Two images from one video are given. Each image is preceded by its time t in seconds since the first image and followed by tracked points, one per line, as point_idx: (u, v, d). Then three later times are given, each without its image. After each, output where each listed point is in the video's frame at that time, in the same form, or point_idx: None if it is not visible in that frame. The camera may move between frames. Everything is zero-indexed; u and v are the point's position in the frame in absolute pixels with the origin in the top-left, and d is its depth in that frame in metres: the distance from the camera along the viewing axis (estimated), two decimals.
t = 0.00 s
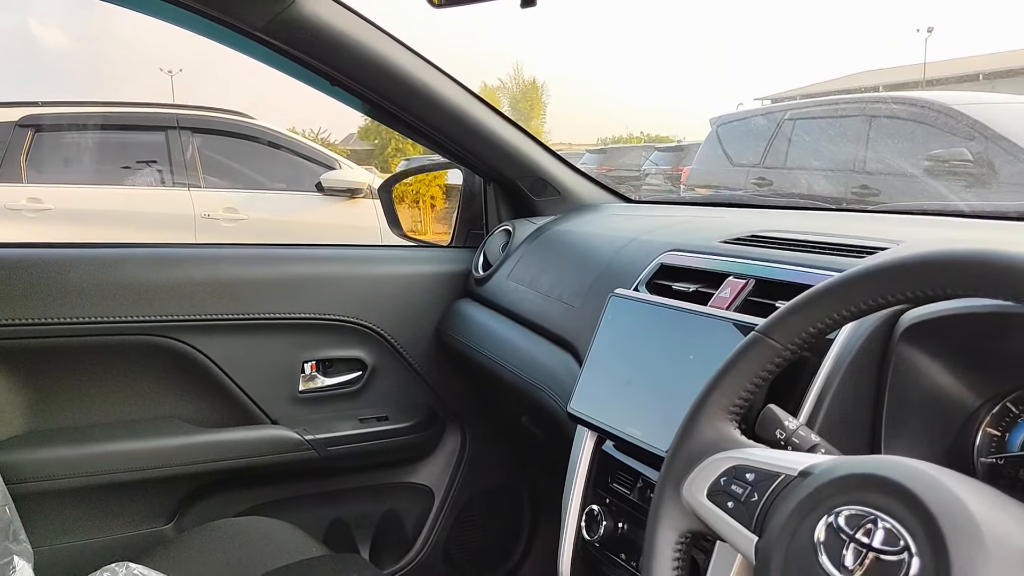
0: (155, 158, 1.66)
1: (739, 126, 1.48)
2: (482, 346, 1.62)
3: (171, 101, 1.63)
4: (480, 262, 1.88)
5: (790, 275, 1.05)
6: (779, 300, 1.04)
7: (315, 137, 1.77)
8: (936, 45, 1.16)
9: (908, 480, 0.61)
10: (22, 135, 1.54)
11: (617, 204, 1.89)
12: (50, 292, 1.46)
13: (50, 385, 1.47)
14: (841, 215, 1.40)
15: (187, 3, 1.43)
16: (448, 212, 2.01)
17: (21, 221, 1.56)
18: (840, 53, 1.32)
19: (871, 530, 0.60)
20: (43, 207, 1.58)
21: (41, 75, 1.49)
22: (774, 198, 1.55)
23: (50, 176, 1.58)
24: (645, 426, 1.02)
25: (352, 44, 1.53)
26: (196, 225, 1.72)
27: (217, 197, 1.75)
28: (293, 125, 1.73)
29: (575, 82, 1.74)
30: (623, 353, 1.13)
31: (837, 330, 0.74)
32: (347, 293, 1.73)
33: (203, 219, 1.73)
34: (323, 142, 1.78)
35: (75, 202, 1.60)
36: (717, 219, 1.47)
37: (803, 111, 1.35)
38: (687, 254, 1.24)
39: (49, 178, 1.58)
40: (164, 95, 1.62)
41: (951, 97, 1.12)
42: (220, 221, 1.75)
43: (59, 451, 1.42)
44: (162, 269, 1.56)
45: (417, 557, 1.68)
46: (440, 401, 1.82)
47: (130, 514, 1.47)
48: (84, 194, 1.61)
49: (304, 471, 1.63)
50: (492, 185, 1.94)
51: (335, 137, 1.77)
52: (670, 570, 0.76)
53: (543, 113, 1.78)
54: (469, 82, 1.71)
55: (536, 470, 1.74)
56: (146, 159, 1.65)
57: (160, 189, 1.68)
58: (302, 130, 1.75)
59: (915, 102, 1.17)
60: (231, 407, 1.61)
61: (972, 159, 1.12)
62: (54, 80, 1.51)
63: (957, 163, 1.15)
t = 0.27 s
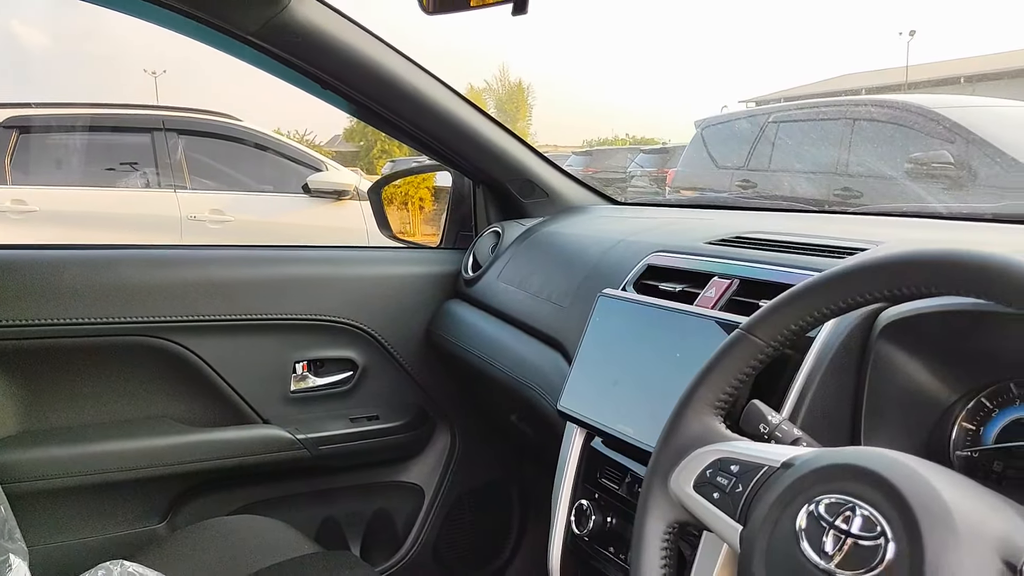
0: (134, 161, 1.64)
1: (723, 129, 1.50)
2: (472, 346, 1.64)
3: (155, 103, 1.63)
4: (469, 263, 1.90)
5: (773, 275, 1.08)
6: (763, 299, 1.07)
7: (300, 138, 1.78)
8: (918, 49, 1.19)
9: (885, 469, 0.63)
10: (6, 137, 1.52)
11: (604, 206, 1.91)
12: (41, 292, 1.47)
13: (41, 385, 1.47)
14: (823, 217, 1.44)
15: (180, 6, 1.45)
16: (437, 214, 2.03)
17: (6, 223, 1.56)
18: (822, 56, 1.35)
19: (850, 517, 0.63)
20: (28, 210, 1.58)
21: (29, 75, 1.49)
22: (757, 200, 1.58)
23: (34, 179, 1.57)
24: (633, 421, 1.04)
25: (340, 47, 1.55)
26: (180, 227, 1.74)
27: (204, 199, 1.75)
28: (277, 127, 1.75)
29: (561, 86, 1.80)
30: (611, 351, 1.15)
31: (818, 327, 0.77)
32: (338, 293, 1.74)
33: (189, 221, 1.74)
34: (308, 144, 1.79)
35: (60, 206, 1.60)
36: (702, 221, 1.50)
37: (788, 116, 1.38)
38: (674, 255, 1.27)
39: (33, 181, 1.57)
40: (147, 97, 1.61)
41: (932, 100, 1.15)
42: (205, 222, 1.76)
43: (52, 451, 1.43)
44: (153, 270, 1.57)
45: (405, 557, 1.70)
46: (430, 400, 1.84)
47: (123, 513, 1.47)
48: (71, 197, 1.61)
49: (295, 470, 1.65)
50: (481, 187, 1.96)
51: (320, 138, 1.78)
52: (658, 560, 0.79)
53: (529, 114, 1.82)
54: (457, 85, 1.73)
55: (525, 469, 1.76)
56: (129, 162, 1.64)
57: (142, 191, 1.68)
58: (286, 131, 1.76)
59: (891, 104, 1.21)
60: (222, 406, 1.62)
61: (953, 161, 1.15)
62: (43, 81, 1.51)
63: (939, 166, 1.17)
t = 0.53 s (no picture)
0: (117, 162, 1.65)
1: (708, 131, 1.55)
2: (459, 345, 1.66)
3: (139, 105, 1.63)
4: (456, 264, 1.92)
5: (754, 275, 1.10)
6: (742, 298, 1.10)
7: (284, 139, 1.79)
8: (900, 51, 1.23)
9: (856, 458, 0.66)
10: None
11: (588, 207, 1.95)
12: (29, 293, 1.47)
13: (31, 385, 1.47)
14: (802, 218, 1.47)
15: (170, 10, 1.47)
16: (423, 215, 2.05)
17: None
18: (803, 58, 1.38)
19: (822, 504, 0.65)
20: (13, 212, 1.58)
21: (15, 77, 1.50)
22: (738, 203, 1.62)
23: (20, 180, 1.57)
24: (617, 418, 1.07)
25: (327, 49, 1.57)
26: (165, 228, 1.73)
27: (189, 201, 1.75)
28: (262, 129, 1.75)
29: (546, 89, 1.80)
30: (595, 349, 1.18)
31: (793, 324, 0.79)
32: (326, 294, 1.75)
33: (173, 223, 1.74)
34: (293, 146, 1.80)
35: (46, 207, 1.61)
36: (684, 222, 1.53)
37: (767, 117, 1.41)
38: (657, 255, 1.30)
39: (19, 182, 1.57)
40: (129, 98, 1.61)
41: (911, 104, 1.19)
42: (190, 224, 1.76)
43: (42, 451, 1.44)
44: (141, 271, 1.58)
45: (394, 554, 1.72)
46: (417, 399, 1.85)
47: (112, 512, 1.49)
48: (57, 199, 1.61)
49: (284, 469, 1.66)
50: (467, 189, 1.99)
51: (305, 140, 1.79)
52: (640, 547, 0.82)
53: (514, 117, 1.84)
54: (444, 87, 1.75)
55: (511, 467, 1.78)
56: (112, 163, 1.64)
57: (122, 192, 1.68)
58: (271, 133, 1.76)
59: (864, 105, 1.25)
60: (211, 406, 1.63)
61: (933, 163, 1.18)
62: (29, 83, 1.51)
63: (918, 167, 1.21)
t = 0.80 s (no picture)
0: (101, 163, 1.65)
1: (692, 133, 1.56)
2: (445, 343, 1.67)
3: (122, 104, 1.64)
4: (441, 263, 1.94)
5: (734, 272, 1.12)
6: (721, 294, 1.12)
7: (268, 140, 1.80)
8: (882, 55, 1.25)
9: (828, 446, 0.68)
10: None
11: (572, 206, 1.97)
12: (14, 293, 1.47)
13: (17, 385, 1.47)
14: (782, 218, 1.50)
15: (155, 10, 1.47)
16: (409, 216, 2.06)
17: None
18: (786, 62, 1.42)
19: (795, 490, 0.67)
20: None
21: None
22: (720, 203, 1.65)
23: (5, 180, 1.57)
24: (600, 413, 1.09)
25: (313, 51, 1.58)
26: (149, 229, 1.73)
27: (174, 202, 1.75)
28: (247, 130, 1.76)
29: (532, 91, 1.85)
30: (579, 345, 1.20)
31: (768, 318, 0.82)
32: (312, 293, 1.76)
33: (157, 223, 1.74)
34: (278, 147, 1.82)
35: (30, 207, 1.61)
36: (666, 221, 1.55)
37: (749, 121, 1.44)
38: (638, 253, 1.33)
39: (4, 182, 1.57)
40: (111, 98, 1.62)
41: (890, 105, 1.21)
42: (174, 224, 1.76)
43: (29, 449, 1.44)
44: (127, 270, 1.58)
45: (380, 551, 1.73)
46: (403, 397, 1.86)
47: (100, 510, 1.50)
48: (41, 199, 1.61)
49: (271, 466, 1.67)
50: (453, 189, 2.01)
51: (290, 141, 1.81)
52: (621, 536, 0.84)
53: (501, 117, 1.87)
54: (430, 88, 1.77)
55: (497, 464, 1.80)
56: (95, 163, 1.64)
57: (105, 193, 1.68)
58: (256, 135, 1.78)
59: (839, 106, 1.27)
60: (197, 404, 1.64)
61: (914, 164, 1.20)
62: (14, 82, 1.51)
63: (898, 168, 1.22)
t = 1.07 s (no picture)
0: (85, 163, 1.65)
1: (678, 133, 1.58)
2: (434, 341, 1.69)
3: (107, 104, 1.64)
4: (429, 262, 1.95)
5: (717, 270, 1.14)
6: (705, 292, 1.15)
7: (255, 140, 1.81)
8: (867, 55, 1.27)
9: (806, 437, 0.70)
10: None
11: (558, 206, 1.99)
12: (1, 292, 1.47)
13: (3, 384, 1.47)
14: (766, 217, 1.53)
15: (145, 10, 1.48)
16: (397, 215, 2.07)
17: None
18: (773, 63, 1.43)
19: (773, 480, 0.69)
20: None
21: None
22: (704, 203, 1.68)
23: None
24: (585, 407, 1.11)
25: (302, 51, 1.59)
26: (136, 229, 1.72)
27: (160, 201, 1.75)
28: (234, 129, 1.77)
29: (517, 91, 1.85)
30: (565, 342, 1.22)
31: (749, 313, 0.84)
32: (301, 292, 1.77)
33: (144, 223, 1.74)
34: (264, 147, 1.83)
35: (17, 206, 1.60)
36: (651, 220, 1.57)
37: (734, 122, 1.46)
38: (624, 251, 1.35)
39: None
40: (98, 98, 1.62)
41: (873, 106, 1.23)
42: (161, 224, 1.75)
43: (17, 447, 1.44)
44: (116, 269, 1.58)
45: (368, 548, 1.74)
46: (391, 395, 1.88)
47: (90, 508, 1.50)
48: (27, 199, 1.61)
49: (260, 464, 1.68)
50: (440, 188, 2.02)
51: (277, 141, 1.81)
52: (606, 527, 0.86)
53: (488, 117, 1.88)
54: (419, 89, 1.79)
55: (485, 462, 1.82)
56: (79, 163, 1.64)
57: (90, 193, 1.68)
58: (242, 134, 1.78)
59: (822, 107, 1.30)
60: (187, 402, 1.64)
61: (897, 165, 1.22)
62: None
63: (883, 169, 1.24)
